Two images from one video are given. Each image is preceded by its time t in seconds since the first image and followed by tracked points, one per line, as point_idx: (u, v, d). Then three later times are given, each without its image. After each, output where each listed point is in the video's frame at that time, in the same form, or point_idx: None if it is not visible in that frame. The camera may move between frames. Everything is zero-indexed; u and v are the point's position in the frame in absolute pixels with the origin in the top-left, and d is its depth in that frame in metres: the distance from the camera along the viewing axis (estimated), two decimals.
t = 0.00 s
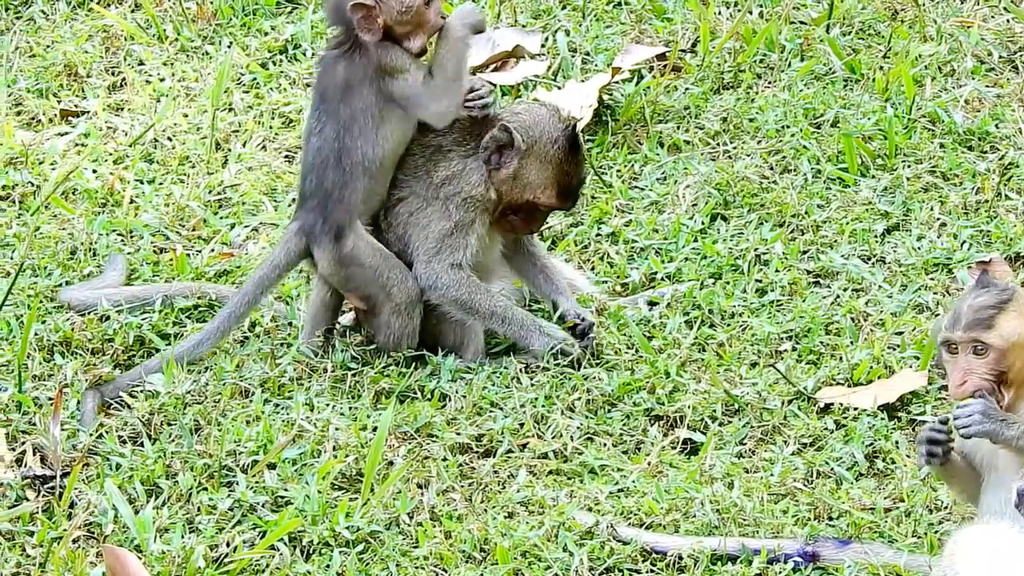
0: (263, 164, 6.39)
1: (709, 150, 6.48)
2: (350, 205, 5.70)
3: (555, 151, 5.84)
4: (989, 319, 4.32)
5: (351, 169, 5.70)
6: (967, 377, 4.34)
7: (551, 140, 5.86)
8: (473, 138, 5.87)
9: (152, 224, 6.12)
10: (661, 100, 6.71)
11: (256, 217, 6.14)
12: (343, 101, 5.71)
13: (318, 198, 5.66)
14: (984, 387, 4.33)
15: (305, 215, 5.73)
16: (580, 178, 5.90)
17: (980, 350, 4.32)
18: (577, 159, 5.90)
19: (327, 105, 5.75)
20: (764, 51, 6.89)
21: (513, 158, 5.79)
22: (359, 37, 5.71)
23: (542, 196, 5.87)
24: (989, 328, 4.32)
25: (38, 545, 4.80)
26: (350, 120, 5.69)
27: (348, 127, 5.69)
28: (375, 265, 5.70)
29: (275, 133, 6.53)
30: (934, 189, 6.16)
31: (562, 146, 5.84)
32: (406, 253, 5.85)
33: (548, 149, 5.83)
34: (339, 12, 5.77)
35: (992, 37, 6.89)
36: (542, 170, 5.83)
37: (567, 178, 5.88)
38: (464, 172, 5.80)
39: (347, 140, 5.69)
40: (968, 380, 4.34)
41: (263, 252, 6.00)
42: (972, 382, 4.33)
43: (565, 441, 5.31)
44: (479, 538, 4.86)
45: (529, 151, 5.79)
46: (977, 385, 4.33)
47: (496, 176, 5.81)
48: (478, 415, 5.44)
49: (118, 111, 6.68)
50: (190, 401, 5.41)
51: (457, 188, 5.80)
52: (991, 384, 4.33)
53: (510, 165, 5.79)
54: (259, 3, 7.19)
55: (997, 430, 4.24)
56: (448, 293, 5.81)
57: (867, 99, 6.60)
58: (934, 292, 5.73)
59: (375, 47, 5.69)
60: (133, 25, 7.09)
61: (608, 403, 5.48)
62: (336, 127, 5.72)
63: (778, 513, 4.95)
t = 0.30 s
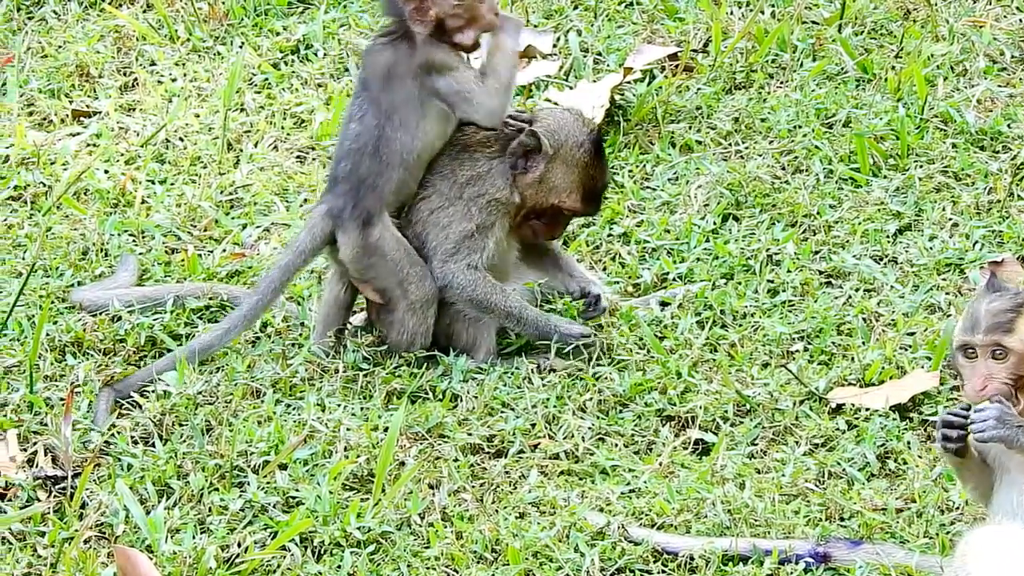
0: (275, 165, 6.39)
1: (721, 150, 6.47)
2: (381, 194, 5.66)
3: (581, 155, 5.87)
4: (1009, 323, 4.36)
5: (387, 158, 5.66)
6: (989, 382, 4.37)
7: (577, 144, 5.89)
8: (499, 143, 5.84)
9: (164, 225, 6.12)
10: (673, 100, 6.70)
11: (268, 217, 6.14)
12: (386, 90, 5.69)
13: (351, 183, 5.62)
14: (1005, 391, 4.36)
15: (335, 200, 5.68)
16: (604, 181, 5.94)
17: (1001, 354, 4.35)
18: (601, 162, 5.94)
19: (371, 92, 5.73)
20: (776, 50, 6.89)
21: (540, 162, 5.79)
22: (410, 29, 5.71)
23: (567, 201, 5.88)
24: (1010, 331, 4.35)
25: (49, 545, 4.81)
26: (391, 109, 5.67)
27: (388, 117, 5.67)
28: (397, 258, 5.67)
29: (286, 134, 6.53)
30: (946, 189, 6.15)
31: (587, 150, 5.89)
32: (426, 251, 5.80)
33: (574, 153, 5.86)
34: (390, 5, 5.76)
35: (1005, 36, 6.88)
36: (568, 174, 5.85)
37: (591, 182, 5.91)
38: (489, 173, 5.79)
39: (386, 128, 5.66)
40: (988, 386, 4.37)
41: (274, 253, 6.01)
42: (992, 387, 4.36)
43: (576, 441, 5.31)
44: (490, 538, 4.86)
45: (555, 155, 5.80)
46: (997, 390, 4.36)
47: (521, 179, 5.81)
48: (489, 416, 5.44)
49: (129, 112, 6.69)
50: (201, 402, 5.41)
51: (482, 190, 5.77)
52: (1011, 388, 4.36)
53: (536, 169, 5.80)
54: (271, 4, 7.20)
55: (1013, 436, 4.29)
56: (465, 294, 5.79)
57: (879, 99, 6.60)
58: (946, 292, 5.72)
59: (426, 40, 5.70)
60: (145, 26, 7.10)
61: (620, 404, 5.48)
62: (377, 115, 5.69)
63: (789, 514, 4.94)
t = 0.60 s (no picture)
0: (291, 164, 6.40)
1: (737, 150, 6.48)
2: (413, 189, 5.67)
3: (612, 168, 5.81)
4: None
5: (421, 154, 5.65)
6: (1003, 381, 4.30)
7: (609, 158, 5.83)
8: (532, 148, 5.81)
9: (180, 223, 6.12)
10: (689, 99, 6.71)
11: (284, 216, 6.14)
12: (427, 87, 5.68)
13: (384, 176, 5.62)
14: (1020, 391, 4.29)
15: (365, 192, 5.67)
16: (632, 197, 5.88)
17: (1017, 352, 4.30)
18: (631, 177, 5.88)
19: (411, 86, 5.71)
20: (792, 50, 6.89)
21: (571, 173, 5.76)
22: (459, 30, 5.70)
23: (595, 214, 5.84)
24: None
25: (65, 544, 4.81)
26: (429, 106, 5.65)
27: (426, 114, 5.66)
28: (422, 256, 5.67)
29: (302, 133, 6.54)
30: (962, 189, 6.15)
31: (619, 164, 5.82)
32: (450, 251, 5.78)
33: (605, 166, 5.80)
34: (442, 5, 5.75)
35: (1021, 36, 6.88)
36: (598, 187, 5.79)
37: (620, 197, 5.86)
38: (518, 178, 5.75)
39: (422, 124, 5.65)
40: (1003, 385, 4.31)
41: (290, 252, 6.00)
42: (1006, 385, 4.30)
43: (592, 441, 5.31)
44: (506, 538, 4.86)
45: (587, 167, 5.75)
46: (1012, 390, 4.30)
47: (552, 188, 5.77)
48: (505, 415, 5.43)
49: (145, 110, 6.70)
50: (217, 400, 5.41)
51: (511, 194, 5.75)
52: None
53: (566, 180, 5.76)
54: (287, 3, 7.20)
55: None
56: (486, 295, 5.79)
57: (896, 98, 6.60)
58: (962, 292, 5.72)
59: (473, 42, 5.68)
60: (161, 24, 7.10)
61: (635, 403, 5.48)
62: (415, 110, 5.67)
63: (805, 513, 4.93)
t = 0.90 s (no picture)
0: (310, 162, 6.40)
1: (756, 149, 6.48)
2: (447, 190, 5.69)
3: (636, 167, 5.85)
4: None
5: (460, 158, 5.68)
6: (1020, 377, 4.38)
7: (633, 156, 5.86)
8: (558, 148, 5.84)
9: (198, 221, 6.12)
10: (708, 99, 6.72)
11: (302, 215, 6.14)
12: (475, 94, 5.71)
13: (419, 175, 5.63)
14: None
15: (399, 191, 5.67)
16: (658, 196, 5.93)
17: None
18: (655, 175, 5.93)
19: (458, 92, 5.74)
20: (811, 49, 6.89)
21: (596, 173, 5.79)
22: (519, 43, 5.74)
23: (620, 213, 5.89)
24: None
25: (83, 541, 4.80)
26: (478, 113, 5.68)
27: (471, 120, 5.69)
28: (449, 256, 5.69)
29: (320, 131, 6.55)
30: (981, 189, 6.16)
31: (643, 162, 5.86)
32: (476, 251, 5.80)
33: (630, 166, 5.84)
34: (498, 16, 5.78)
35: None
36: (622, 186, 5.84)
37: (645, 194, 5.90)
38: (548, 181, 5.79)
39: (467, 129, 5.68)
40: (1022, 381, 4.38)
41: (308, 250, 6.00)
42: None
43: (610, 440, 5.30)
44: (523, 536, 4.84)
45: (611, 166, 5.79)
46: None
47: (577, 188, 5.81)
48: (523, 414, 5.43)
49: (164, 108, 6.71)
50: (235, 398, 5.41)
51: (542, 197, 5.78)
52: None
53: (591, 181, 5.80)
54: (306, 1, 7.21)
55: None
56: (506, 292, 5.80)
57: (914, 98, 6.60)
58: (981, 292, 5.73)
59: (534, 57, 5.74)
60: (180, 22, 7.11)
61: (653, 402, 5.47)
62: (460, 114, 5.69)
63: (823, 513, 4.92)
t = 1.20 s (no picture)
0: (326, 161, 6.41)
1: (772, 149, 6.48)
2: (463, 191, 5.69)
3: (658, 170, 5.88)
4: None
5: (480, 159, 5.69)
6: None
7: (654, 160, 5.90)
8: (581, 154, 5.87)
9: (214, 220, 6.12)
10: (724, 100, 6.73)
11: (319, 214, 6.15)
12: (499, 97, 5.74)
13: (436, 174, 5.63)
14: None
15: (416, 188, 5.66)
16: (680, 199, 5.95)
17: None
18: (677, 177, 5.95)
19: (482, 95, 5.77)
20: (827, 50, 6.90)
21: (618, 176, 5.82)
22: (547, 54, 5.80)
23: (645, 217, 5.93)
24: None
25: (99, 541, 4.80)
26: (502, 117, 5.71)
27: (494, 123, 5.71)
28: (466, 256, 5.67)
29: (337, 131, 6.56)
30: (997, 190, 6.17)
31: (664, 165, 5.89)
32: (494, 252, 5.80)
33: (652, 168, 5.87)
34: (527, 29, 5.84)
35: None
36: (644, 190, 5.87)
37: (669, 197, 5.92)
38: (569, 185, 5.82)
39: (489, 131, 5.70)
40: None
41: (324, 250, 6.01)
42: None
43: (626, 440, 5.30)
44: (539, 536, 4.84)
45: (634, 170, 5.82)
46: None
47: (601, 193, 5.84)
48: (539, 414, 5.43)
49: (180, 107, 6.71)
50: (251, 398, 5.41)
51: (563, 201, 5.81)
52: None
53: (614, 184, 5.83)
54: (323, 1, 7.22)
55: None
56: (525, 293, 5.79)
57: (930, 99, 6.61)
58: (996, 293, 5.74)
59: (563, 69, 5.80)
60: (197, 21, 7.11)
61: (669, 403, 5.48)
62: (484, 117, 5.72)
63: (839, 514, 4.92)
